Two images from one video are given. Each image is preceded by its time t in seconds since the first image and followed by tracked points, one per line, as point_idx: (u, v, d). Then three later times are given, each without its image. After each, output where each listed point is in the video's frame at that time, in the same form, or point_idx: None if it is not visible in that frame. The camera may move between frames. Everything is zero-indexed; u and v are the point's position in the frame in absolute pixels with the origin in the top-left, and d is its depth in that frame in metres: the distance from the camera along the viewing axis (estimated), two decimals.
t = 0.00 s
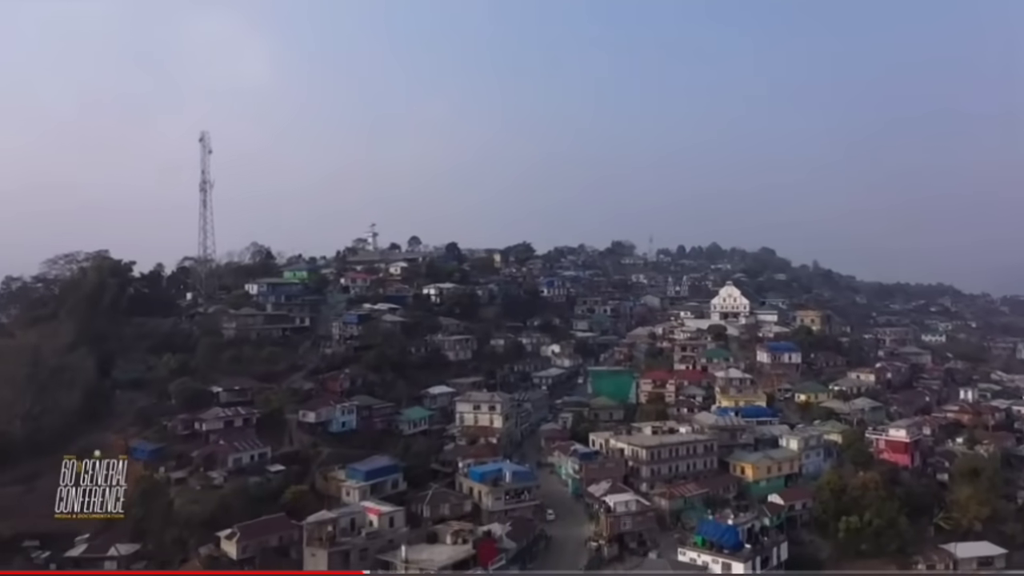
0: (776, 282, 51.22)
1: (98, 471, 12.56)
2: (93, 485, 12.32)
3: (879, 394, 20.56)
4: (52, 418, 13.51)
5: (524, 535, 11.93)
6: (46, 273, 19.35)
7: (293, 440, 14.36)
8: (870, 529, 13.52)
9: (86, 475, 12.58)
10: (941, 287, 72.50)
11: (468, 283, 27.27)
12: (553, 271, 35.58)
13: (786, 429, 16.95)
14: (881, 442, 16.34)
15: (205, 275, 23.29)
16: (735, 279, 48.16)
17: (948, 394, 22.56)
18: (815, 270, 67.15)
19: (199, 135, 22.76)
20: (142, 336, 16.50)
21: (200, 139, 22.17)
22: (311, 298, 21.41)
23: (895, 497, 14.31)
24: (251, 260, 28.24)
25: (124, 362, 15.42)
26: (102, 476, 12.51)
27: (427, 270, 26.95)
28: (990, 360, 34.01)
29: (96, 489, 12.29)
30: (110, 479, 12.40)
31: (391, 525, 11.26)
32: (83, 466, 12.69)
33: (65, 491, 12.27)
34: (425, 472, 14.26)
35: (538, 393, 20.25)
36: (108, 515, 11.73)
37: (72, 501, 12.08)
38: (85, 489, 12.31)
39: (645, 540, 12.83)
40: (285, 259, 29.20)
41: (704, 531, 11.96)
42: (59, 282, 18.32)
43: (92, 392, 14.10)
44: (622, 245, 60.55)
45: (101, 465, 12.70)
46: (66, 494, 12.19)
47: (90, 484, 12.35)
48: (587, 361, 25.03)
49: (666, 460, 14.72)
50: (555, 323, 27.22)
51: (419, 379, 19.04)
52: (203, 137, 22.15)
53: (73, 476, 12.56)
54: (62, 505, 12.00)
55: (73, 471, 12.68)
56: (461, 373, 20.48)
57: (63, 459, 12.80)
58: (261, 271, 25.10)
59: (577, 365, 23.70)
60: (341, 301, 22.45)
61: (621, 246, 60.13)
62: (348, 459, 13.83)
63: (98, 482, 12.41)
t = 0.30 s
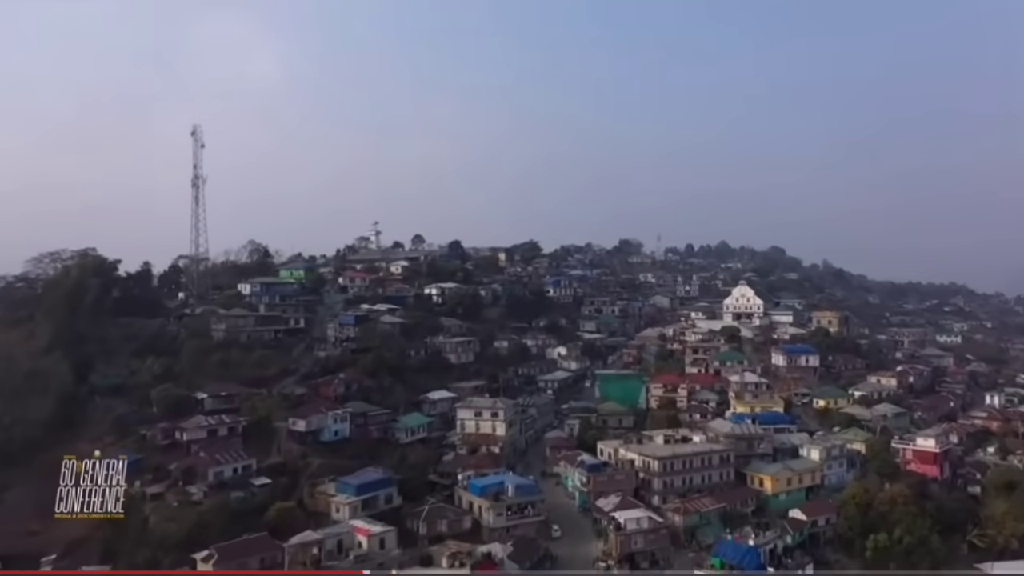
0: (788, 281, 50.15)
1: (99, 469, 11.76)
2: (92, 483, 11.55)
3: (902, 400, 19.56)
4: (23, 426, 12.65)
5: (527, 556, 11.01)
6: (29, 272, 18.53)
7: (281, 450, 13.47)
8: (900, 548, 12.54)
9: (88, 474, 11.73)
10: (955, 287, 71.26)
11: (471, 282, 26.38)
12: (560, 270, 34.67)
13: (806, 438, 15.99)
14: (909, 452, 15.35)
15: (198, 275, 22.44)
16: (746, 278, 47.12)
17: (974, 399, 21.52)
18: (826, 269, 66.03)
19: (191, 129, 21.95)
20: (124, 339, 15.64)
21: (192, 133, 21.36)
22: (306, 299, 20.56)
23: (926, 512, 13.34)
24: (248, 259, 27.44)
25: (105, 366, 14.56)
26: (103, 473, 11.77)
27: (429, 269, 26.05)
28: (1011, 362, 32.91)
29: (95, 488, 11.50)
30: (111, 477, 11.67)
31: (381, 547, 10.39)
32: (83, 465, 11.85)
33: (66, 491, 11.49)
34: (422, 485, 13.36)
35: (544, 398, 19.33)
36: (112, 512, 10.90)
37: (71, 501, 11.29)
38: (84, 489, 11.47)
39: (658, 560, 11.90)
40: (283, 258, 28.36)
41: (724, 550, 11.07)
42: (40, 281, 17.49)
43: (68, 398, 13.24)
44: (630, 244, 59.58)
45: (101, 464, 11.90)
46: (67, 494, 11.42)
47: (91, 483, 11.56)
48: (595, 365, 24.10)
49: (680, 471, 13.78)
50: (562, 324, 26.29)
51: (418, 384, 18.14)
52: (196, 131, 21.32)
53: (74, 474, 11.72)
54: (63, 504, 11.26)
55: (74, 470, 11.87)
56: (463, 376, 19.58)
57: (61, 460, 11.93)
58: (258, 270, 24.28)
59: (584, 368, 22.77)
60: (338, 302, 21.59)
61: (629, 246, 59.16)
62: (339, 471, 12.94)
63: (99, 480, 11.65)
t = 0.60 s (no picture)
0: (801, 281, 48.91)
1: (101, 469, 11.06)
2: (95, 484, 10.83)
3: (930, 408, 18.44)
4: None
5: None
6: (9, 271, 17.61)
7: (266, 464, 12.49)
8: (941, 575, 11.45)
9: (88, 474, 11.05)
10: (971, 287, 69.87)
11: (476, 282, 25.36)
12: (568, 269, 33.60)
13: (831, 450, 14.91)
14: (944, 466, 14.26)
15: (190, 274, 21.52)
16: (759, 279, 45.94)
17: (1005, 407, 20.37)
18: (839, 269, 64.75)
19: (182, 121, 20.98)
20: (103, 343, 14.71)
21: (182, 125, 20.39)
22: (301, 300, 19.59)
23: (967, 534, 12.24)
24: (245, 258, 26.49)
25: (80, 373, 13.63)
26: (105, 476, 11.01)
27: (432, 268, 25.05)
28: None
29: (99, 489, 10.80)
30: (114, 481, 10.92)
31: None
32: (84, 464, 11.10)
33: (66, 490, 10.70)
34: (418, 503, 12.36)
35: (550, 405, 18.31)
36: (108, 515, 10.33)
37: (73, 500, 10.53)
38: (86, 489, 10.80)
39: None
40: (281, 257, 27.42)
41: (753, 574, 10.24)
42: (19, 280, 16.57)
43: (36, 407, 12.27)
44: (639, 242, 58.47)
45: (105, 464, 11.22)
46: (67, 492, 10.65)
47: (92, 484, 10.86)
48: (603, 370, 23.04)
49: (698, 488, 12.73)
50: (570, 326, 25.24)
51: (418, 390, 17.16)
52: (186, 123, 20.35)
53: (74, 474, 10.96)
54: (61, 504, 10.47)
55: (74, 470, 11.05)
56: (465, 382, 18.58)
57: (63, 459, 11.11)
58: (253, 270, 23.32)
59: (593, 373, 21.74)
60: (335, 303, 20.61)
61: (638, 245, 58.01)
62: (328, 488, 11.95)
63: (101, 483, 10.90)
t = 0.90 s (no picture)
0: (819, 282, 47.59)
1: (101, 470, 10.32)
2: (94, 484, 10.07)
3: (967, 419, 17.25)
4: None
5: None
6: None
7: (251, 483, 11.50)
8: None
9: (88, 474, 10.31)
10: (992, 288, 68.28)
11: (483, 284, 24.33)
12: (579, 270, 32.52)
13: (864, 467, 13.78)
14: (990, 485, 13.10)
15: (184, 276, 20.59)
16: (775, 279, 44.69)
17: None
18: (857, 269, 63.32)
19: (174, 115, 20.04)
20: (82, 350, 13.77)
21: (174, 120, 19.47)
22: (298, 303, 18.64)
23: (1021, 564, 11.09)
24: (244, 259, 25.56)
25: (55, 383, 12.69)
26: (105, 477, 10.26)
27: (437, 269, 24.04)
28: None
29: (98, 489, 10.03)
30: (114, 481, 10.16)
31: None
32: (84, 465, 10.40)
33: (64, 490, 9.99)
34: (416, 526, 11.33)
35: (561, 415, 17.26)
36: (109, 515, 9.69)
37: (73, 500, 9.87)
38: (85, 489, 10.05)
39: None
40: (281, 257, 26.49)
41: None
42: None
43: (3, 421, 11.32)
44: (652, 242, 57.29)
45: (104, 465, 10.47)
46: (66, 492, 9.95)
47: (92, 484, 10.09)
48: (617, 377, 21.96)
49: (722, 510, 11.66)
50: (581, 329, 24.16)
51: (420, 398, 16.14)
52: (179, 118, 19.42)
53: (73, 475, 10.24)
54: (60, 505, 9.79)
55: (73, 470, 10.37)
56: (470, 390, 17.55)
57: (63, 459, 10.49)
58: (251, 272, 22.38)
59: (606, 380, 20.67)
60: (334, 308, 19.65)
61: (651, 245, 56.81)
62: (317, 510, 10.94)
63: (101, 484, 10.14)
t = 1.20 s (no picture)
0: (840, 283, 46.33)
1: (101, 469, 9.97)
2: (93, 484, 9.82)
3: (1009, 432, 16.15)
4: None
5: None
6: None
7: (239, 504, 10.68)
8: None
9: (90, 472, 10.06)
10: (1017, 288, 66.61)
11: (493, 287, 23.42)
12: (594, 271, 31.53)
13: (902, 487, 12.77)
14: None
15: (183, 278, 19.87)
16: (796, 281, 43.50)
17: None
18: (878, 269, 61.92)
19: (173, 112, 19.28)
20: (66, 357, 13.03)
21: (171, 116, 18.70)
22: (299, 307, 17.81)
23: None
24: (248, 260, 24.80)
25: (34, 394, 11.95)
26: (104, 476, 9.90)
27: (446, 271, 23.17)
28: None
29: (97, 490, 9.79)
30: (113, 481, 9.73)
31: None
32: (85, 463, 10.14)
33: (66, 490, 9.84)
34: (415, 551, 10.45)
35: (574, 426, 16.32)
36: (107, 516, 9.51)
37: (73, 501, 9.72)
38: (86, 489, 9.85)
39: None
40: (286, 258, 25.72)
41: None
42: None
43: None
44: (668, 242, 56.19)
45: (106, 464, 10.15)
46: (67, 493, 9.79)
47: (91, 484, 9.83)
48: (633, 385, 20.98)
49: (749, 536, 10.69)
50: (595, 333, 23.20)
51: (425, 408, 15.26)
52: (176, 114, 18.65)
53: (75, 473, 10.07)
54: (61, 505, 9.70)
55: (75, 469, 10.16)
56: (478, 400, 16.66)
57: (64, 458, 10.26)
58: (253, 274, 21.60)
59: (621, 388, 19.74)
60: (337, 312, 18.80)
61: (667, 245, 55.69)
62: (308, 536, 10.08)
63: (100, 483, 9.82)
